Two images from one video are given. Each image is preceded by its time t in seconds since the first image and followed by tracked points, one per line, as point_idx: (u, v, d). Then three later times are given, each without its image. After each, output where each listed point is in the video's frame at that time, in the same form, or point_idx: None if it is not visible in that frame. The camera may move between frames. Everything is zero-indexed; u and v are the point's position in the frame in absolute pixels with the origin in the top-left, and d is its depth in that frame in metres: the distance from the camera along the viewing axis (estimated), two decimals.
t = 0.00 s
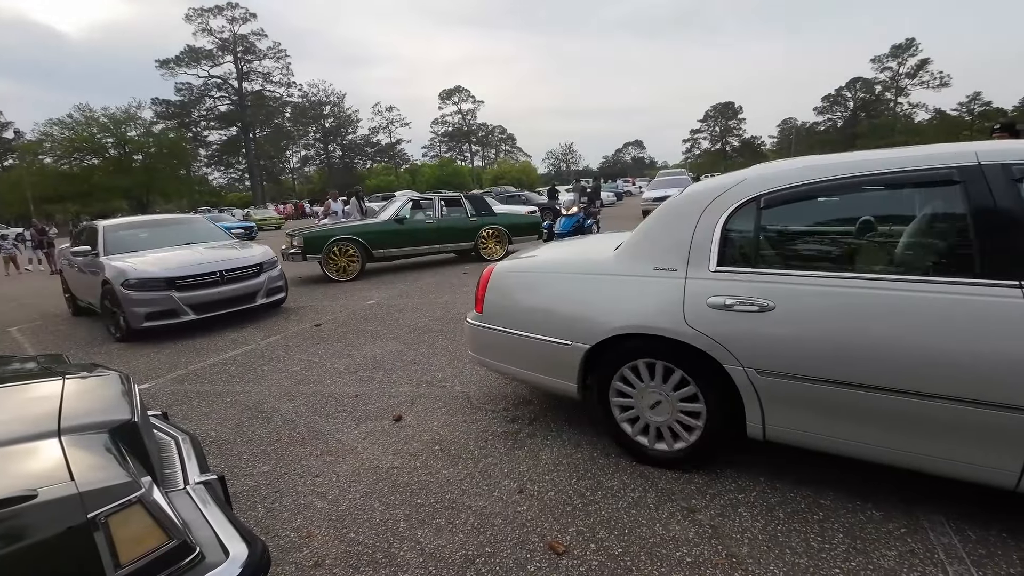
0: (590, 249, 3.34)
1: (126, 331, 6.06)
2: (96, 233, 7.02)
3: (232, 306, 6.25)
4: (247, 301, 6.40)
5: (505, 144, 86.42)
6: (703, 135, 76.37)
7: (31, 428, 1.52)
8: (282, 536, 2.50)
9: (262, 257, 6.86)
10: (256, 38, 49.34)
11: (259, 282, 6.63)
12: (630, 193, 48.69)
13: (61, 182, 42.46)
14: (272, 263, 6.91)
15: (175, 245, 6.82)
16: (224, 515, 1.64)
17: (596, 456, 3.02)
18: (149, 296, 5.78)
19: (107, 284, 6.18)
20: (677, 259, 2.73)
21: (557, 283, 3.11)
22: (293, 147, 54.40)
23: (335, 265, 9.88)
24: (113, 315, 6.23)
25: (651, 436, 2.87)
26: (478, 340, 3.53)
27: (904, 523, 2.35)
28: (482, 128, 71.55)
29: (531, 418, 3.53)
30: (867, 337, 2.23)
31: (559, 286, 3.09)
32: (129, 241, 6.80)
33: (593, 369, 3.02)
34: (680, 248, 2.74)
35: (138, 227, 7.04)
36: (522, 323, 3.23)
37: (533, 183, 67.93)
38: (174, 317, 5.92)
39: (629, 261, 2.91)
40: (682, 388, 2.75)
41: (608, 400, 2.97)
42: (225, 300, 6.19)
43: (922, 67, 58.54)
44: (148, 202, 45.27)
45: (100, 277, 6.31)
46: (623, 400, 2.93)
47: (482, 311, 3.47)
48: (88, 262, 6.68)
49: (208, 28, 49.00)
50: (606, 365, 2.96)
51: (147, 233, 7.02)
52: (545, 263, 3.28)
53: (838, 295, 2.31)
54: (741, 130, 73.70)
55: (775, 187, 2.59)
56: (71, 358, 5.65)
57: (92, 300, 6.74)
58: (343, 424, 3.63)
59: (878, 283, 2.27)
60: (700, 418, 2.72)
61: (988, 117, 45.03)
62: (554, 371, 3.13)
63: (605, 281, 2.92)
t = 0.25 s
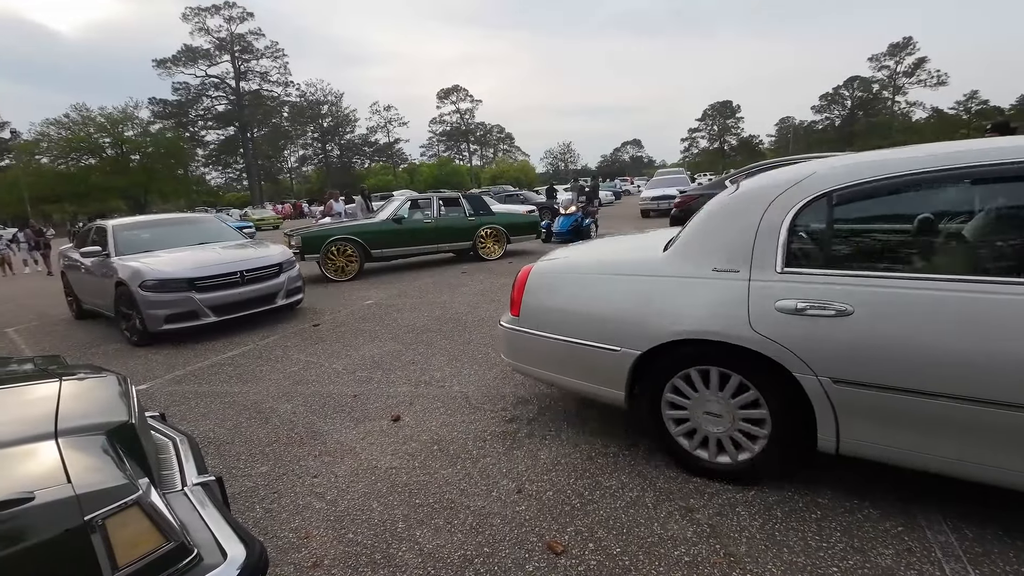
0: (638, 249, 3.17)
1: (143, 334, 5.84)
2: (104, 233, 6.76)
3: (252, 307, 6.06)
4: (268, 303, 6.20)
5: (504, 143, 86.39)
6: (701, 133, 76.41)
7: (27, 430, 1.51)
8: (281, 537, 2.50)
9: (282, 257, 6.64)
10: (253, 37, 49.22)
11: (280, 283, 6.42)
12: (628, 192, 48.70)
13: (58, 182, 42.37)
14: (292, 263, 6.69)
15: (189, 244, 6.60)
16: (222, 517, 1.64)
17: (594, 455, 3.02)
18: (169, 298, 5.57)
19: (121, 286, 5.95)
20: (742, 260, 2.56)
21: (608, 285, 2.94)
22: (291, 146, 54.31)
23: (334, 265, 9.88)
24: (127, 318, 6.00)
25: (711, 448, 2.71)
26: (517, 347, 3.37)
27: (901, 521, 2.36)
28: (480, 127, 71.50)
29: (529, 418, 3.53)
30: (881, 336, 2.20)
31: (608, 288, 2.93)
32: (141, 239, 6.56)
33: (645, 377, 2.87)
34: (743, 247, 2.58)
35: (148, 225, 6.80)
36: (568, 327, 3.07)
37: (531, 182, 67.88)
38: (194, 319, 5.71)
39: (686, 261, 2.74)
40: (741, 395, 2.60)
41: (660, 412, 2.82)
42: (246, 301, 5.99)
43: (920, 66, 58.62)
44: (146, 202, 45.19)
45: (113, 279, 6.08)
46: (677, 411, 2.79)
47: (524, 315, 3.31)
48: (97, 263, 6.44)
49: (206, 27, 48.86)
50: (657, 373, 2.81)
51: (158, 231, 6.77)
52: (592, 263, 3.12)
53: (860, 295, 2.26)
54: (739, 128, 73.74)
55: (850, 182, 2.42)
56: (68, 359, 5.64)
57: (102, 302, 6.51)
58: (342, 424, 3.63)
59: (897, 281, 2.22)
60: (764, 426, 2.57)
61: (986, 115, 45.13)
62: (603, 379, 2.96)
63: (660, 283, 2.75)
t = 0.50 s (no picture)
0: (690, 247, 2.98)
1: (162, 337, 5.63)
2: (114, 233, 6.53)
3: (275, 308, 5.87)
4: (290, 303, 6.02)
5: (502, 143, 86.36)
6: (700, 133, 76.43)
7: (25, 430, 1.51)
8: (279, 537, 2.50)
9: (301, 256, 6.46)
10: (251, 36, 49.13)
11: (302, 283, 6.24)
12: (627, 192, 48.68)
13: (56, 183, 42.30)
14: (312, 262, 6.50)
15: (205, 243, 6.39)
16: (221, 517, 1.63)
17: (593, 454, 3.02)
18: (191, 300, 5.36)
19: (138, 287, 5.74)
20: (816, 259, 2.37)
21: (662, 285, 2.74)
22: (289, 146, 54.22)
23: (332, 264, 9.87)
24: (144, 321, 5.78)
25: (781, 462, 2.54)
26: (558, 351, 3.18)
27: (899, 519, 2.36)
28: (478, 127, 71.49)
29: (528, 417, 3.53)
30: (940, 338, 2.09)
31: (661, 289, 2.73)
32: (155, 239, 6.35)
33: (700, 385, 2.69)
34: (816, 245, 2.39)
35: (160, 224, 6.58)
36: (615, 330, 2.88)
37: (530, 182, 67.86)
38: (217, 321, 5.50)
39: (749, 259, 2.55)
40: (812, 402, 2.43)
41: (722, 426, 2.66)
42: (268, 301, 5.79)
43: (918, 64, 58.69)
44: (144, 203, 45.11)
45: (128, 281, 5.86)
46: (741, 424, 2.62)
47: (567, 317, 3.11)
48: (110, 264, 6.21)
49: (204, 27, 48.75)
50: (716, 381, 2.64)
51: (172, 230, 6.56)
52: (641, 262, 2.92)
53: (934, 296, 2.11)
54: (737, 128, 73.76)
55: (933, 175, 2.26)
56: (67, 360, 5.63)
57: (114, 304, 6.28)
58: (340, 424, 3.63)
59: (947, 280, 2.12)
60: (840, 434, 2.38)
61: (984, 114, 45.20)
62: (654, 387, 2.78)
63: (722, 283, 2.56)
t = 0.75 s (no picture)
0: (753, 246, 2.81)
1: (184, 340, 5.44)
2: (127, 232, 6.31)
3: (300, 310, 5.71)
4: (315, 304, 5.85)
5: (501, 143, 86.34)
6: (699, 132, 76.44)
7: (24, 430, 1.51)
8: (279, 537, 2.49)
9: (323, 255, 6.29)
10: (249, 36, 49.07)
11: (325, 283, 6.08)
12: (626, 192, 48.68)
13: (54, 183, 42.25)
14: (334, 261, 6.33)
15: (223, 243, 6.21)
16: (220, 517, 1.63)
17: (593, 453, 3.02)
18: (215, 301, 5.19)
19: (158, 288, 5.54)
20: (905, 258, 2.22)
21: (731, 286, 2.56)
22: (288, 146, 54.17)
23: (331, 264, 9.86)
24: (163, 323, 5.58)
25: (865, 478, 2.37)
26: (604, 356, 3.00)
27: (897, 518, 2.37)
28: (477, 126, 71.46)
29: (528, 416, 3.53)
30: None
31: (729, 290, 2.55)
32: (170, 238, 6.15)
33: (770, 393, 2.54)
34: (906, 244, 2.23)
35: (175, 223, 6.38)
36: (674, 334, 2.69)
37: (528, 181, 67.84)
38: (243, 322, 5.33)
39: (827, 260, 2.39)
40: (897, 413, 2.27)
41: (796, 441, 2.52)
42: (293, 302, 5.63)
43: (916, 64, 58.74)
44: (142, 203, 45.06)
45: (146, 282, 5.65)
46: (817, 437, 2.47)
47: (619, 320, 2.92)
48: (125, 264, 5.99)
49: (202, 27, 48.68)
50: (789, 390, 2.47)
51: (187, 230, 6.37)
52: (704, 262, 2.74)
53: None
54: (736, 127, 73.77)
55: None
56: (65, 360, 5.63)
57: (128, 306, 6.06)
58: (339, 423, 3.62)
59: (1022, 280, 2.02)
60: (932, 446, 2.22)
61: (982, 113, 45.24)
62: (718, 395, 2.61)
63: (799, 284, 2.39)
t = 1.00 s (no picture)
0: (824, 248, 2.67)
1: (206, 342, 5.30)
2: (141, 232, 6.17)
3: (323, 311, 5.59)
4: (339, 305, 5.74)
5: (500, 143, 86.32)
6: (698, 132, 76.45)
7: (23, 431, 1.51)
8: (278, 537, 2.50)
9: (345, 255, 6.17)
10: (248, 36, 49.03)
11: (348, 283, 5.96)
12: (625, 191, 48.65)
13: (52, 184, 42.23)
14: (356, 261, 6.22)
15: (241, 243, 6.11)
16: (218, 517, 1.64)
17: (593, 453, 3.02)
18: (241, 302, 5.06)
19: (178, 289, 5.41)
20: (1013, 259, 2.09)
21: (813, 288, 2.39)
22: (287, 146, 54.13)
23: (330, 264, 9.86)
24: (184, 325, 5.43)
25: (963, 498, 2.20)
26: (664, 362, 2.81)
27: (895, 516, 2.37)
28: (476, 126, 71.42)
29: (527, 416, 3.53)
30: None
31: (790, 290, 2.43)
32: (186, 238, 6.03)
33: (856, 399, 2.34)
34: (1013, 246, 2.11)
35: (190, 223, 6.27)
36: (728, 338, 2.57)
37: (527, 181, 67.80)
38: (268, 324, 5.21)
39: (922, 261, 2.24)
40: (1003, 427, 2.12)
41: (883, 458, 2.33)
42: (317, 303, 5.51)
43: (915, 63, 58.75)
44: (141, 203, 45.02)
45: (164, 283, 5.51)
46: (908, 454, 2.30)
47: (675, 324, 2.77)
48: (140, 265, 5.84)
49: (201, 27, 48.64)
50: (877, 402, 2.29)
51: (203, 229, 6.25)
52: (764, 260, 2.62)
53: None
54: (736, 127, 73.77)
55: None
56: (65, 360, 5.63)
57: (143, 308, 5.92)
58: (338, 424, 3.63)
59: None
60: None
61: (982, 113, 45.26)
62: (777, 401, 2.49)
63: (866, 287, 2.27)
